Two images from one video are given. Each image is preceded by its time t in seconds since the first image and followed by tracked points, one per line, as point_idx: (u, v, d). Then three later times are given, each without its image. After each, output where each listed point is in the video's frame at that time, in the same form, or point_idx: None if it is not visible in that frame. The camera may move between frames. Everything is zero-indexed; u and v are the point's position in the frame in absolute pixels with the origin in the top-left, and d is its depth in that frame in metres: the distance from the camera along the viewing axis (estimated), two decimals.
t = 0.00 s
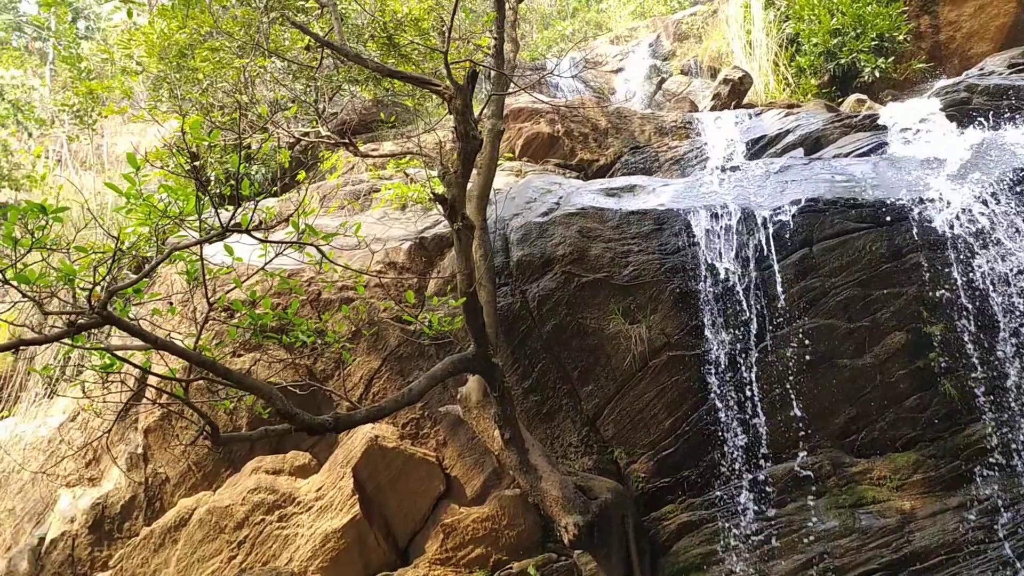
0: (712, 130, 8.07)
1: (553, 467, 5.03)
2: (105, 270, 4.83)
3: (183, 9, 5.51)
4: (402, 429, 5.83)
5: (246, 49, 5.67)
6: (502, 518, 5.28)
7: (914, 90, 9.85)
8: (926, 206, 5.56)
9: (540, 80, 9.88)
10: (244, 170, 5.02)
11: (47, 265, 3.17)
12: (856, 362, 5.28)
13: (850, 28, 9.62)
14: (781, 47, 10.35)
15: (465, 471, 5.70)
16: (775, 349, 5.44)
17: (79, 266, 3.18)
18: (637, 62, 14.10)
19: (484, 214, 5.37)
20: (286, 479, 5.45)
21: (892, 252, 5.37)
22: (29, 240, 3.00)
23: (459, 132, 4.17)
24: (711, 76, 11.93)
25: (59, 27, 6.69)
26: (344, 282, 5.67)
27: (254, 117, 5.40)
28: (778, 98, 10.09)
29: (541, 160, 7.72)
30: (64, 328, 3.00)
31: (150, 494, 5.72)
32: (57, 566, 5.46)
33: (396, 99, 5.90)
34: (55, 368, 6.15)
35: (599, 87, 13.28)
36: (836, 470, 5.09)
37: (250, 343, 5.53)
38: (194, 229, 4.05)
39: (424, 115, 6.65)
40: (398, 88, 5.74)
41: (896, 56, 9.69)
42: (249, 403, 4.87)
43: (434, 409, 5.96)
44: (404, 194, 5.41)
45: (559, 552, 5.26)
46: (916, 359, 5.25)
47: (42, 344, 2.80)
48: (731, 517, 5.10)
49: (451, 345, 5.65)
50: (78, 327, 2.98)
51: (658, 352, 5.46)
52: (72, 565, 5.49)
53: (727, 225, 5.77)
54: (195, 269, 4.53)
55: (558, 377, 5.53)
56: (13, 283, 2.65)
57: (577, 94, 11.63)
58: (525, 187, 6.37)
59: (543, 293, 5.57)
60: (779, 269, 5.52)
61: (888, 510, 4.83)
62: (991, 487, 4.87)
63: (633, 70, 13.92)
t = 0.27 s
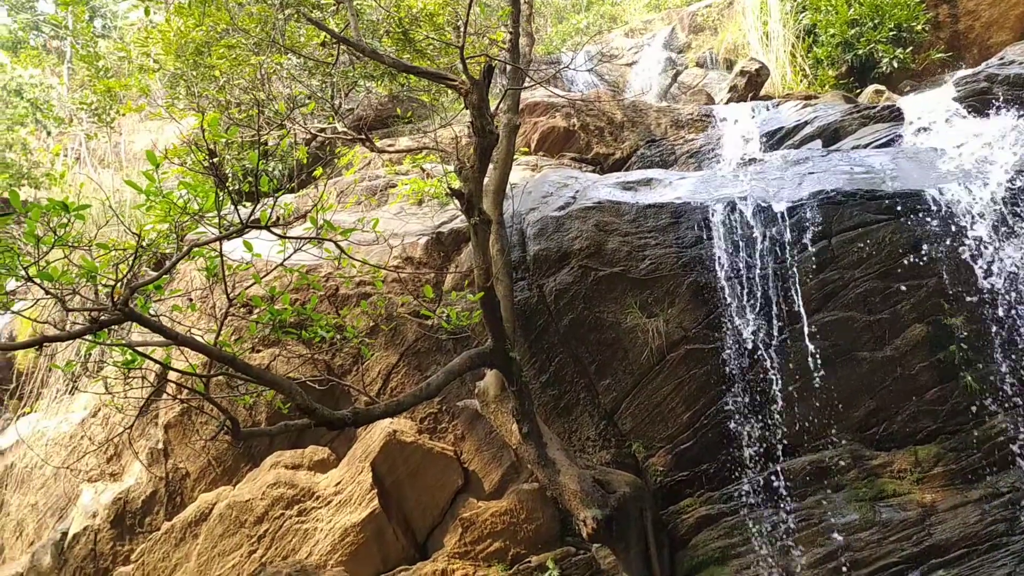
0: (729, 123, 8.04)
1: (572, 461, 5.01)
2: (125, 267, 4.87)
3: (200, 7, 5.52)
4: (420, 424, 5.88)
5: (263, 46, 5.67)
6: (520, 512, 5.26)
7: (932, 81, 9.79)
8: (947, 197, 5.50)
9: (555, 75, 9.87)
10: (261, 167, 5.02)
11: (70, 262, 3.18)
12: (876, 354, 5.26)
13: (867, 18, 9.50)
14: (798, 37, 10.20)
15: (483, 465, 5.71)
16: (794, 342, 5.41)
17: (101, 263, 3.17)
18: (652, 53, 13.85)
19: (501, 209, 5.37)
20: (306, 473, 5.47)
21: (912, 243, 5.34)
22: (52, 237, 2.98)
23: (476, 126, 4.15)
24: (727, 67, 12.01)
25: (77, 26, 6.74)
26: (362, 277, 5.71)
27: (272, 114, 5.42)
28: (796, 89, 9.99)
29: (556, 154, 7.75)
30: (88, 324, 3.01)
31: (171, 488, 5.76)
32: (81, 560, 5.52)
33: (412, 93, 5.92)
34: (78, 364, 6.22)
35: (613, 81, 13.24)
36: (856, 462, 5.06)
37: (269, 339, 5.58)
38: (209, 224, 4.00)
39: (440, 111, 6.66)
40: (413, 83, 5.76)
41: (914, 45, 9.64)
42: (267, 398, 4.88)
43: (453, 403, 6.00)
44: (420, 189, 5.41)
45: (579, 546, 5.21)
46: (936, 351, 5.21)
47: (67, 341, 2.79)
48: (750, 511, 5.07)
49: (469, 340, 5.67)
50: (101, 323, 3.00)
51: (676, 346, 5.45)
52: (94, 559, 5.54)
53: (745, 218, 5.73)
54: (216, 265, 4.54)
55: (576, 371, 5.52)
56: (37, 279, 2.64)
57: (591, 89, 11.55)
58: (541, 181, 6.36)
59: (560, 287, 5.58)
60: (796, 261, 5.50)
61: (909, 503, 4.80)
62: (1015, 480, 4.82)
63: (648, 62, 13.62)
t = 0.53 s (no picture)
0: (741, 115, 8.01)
1: (584, 456, 4.98)
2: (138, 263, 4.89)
3: (210, 4, 5.53)
4: (432, 419, 5.88)
5: (273, 42, 5.66)
6: (532, 507, 5.26)
7: (944, 73, 9.75)
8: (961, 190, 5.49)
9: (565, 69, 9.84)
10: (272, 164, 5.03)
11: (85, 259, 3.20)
12: (889, 348, 5.23)
13: (880, 10, 9.50)
14: (810, 29, 10.14)
15: (495, 460, 5.70)
16: (806, 337, 5.40)
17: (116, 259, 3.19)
18: (662, 48, 13.84)
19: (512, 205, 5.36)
20: (318, 468, 5.48)
21: (926, 237, 5.33)
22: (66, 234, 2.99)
23: (487, 122, 4.13)
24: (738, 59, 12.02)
25: (88, 23, 6.77)
26: (374, 273, 5.72)
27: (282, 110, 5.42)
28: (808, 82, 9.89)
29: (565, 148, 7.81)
30: (103, 320, 3.01)
31: (184, 484, 5.79)
32: (96, 555, 5.54)
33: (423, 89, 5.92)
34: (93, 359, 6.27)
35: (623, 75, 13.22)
36: (869, 457, 5.04)
37: (281, 335, 5.60)
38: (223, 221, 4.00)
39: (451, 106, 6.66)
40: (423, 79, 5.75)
41: (926, 38, 9.58)
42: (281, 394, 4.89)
43: (464, 398, 5.99)
44: (430, 184, 5.41)
45: (591, 541, 5.23)
46: (950, 344, 5.19)
47: (82, 338, 2.80)
48: (764, 505, 5.04)
49: (481, 335, 5.68)
50: (115, 320, 2.99)
51: (688, 340, 5.44)
52: (109, 554, 5.57)
53: (758, 211, 5.72)
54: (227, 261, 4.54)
55: (587, 366, 5.52)
56: (53, 276, 2.65)
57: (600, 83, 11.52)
58: (552, 176, 6.36)
59: (571, 282, 5.58)
60: (808, 255, 5.51)
61: (923, 497, 4.78)
62: None
63: (658, 58, 13.61)
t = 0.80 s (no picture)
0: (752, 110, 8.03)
1: (594, 450, 4.97)
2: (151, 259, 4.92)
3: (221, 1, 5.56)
4: (442, 413, 5.87)
5: (283, 39, 5.68)
6: (543, 501, 5.28)
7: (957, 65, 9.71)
8: (974, 183, 5.47)
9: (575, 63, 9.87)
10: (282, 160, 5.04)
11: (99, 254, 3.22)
12: (901, 342, 5.22)
13: (891, 2, 9.45)
14: (821, 22, 10.10)
15: (506, 454, 5.70)
16: (818, 330, 5.38)
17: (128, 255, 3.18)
18: (672, 41, 13.80)
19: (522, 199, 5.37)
20: (330, 463, 5.50)
21: (937, 230, 5.31)
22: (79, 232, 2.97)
23: (496, 115, 4.12)
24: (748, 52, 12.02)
25: (100, 21, 6.84)
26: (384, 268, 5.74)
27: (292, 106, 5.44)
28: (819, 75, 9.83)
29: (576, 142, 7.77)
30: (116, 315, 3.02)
31: (196, 479, 5.80)
32: (109, 549, 5.65)
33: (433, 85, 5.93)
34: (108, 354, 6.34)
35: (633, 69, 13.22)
36: (881, 451, 5.01)
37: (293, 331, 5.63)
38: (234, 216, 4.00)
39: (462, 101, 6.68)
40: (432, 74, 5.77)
41: (938, 30, 9.50)
42: (293, 388, 4.91)
43: (475, 393, 5.98)
44: (440, 179, 5.43)
45: (602, 535, 5.22)
46: (963, 338, 5.17)
47: (96, 333, 2.80)
48: (774, 499, 5.03)
49: (491, 329, 5.68)
50: (127, 316, 2.99)
51: (698, 334, 5.44)
52: (122, 548, 5.65)
53: (767, 205, 5.75)
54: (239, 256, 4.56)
55: (598, 360, 5.53)
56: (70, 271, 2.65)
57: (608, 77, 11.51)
58: (563, 171, 6.38)
59: (581, 277, 5.60)
60: (820, 249, 5.49)
61: (936, 491, 4.73)
62: None
63: (667, 50, 13.53)
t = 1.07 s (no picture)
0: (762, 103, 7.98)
1: (604, 445, 4.95)
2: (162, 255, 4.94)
3: None
4: (453, 408, 5.87)
5: (292, 33, 5.70)
6: (554, 495, 5.32)
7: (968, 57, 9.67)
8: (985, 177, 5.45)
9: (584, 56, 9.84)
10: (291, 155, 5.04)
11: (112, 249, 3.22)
12: (913, 336, 5.20)
13: None
14: (832, 14, 9.96)
15: (516, 449, 5.73)
16: (828, 324, 5.38)
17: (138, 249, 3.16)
18: (681, 33, 13.75)
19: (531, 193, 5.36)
20: (340, 457, 5.51)
21: (949, 224, 5.29)
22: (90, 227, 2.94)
23: (507, 110, 4.10)
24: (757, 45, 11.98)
25: (109, 15, 6.83)
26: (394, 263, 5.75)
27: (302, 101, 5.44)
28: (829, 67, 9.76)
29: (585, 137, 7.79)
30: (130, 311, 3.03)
31: (208, 473, 5.85)
32: (122, 543, 5.66)
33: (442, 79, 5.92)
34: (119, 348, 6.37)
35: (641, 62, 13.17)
36: (893, 445, 5.01)
37: (303, 325, 5.64)
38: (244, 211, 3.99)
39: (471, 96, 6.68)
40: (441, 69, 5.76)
41: (949, 22, 9.44)
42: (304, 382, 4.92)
43: (485, 387, 5.99)
44: (450, 174, 5.43)
45: (612, 529, 5.29)
46: (974, 332, 5.16)
47: (108, 328, 2.78)
48: (785, 493, 5.05)
49: (501, 324, 5.68)
50: (140, 310, 2.97)
51: (709, 328, 5.43)
52: (135, 542, 5.67)
53: (778, 199, 5.72)
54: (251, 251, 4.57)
55: (608, 354, 5.52)
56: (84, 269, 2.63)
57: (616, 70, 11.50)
58: (572, 164, 6.37)
59: (591, 271, 5.59)
60: (831, 242, 5.46)
61: (947, 485, 4.76)
62: None
63: (677, 44, 13.50)
